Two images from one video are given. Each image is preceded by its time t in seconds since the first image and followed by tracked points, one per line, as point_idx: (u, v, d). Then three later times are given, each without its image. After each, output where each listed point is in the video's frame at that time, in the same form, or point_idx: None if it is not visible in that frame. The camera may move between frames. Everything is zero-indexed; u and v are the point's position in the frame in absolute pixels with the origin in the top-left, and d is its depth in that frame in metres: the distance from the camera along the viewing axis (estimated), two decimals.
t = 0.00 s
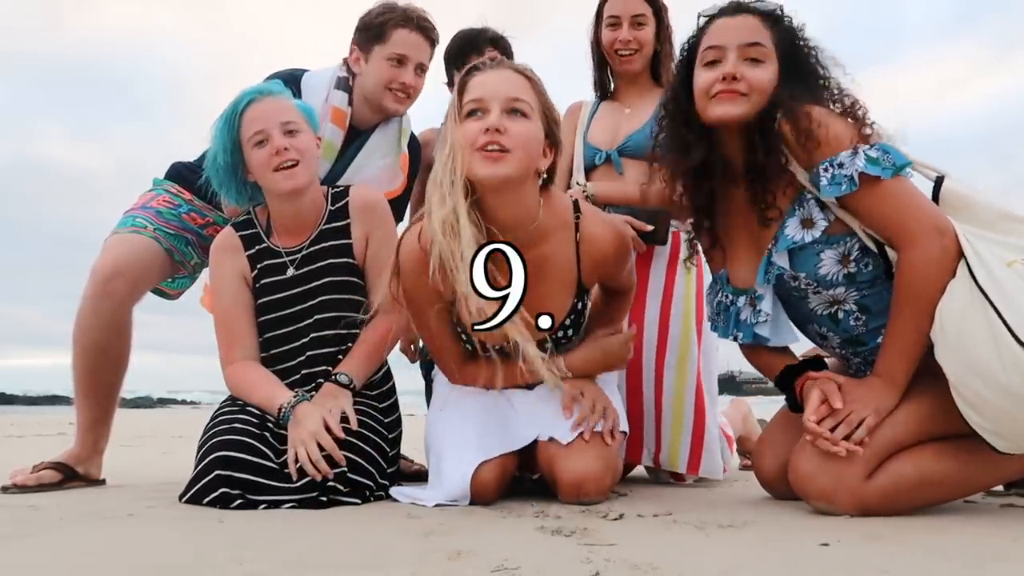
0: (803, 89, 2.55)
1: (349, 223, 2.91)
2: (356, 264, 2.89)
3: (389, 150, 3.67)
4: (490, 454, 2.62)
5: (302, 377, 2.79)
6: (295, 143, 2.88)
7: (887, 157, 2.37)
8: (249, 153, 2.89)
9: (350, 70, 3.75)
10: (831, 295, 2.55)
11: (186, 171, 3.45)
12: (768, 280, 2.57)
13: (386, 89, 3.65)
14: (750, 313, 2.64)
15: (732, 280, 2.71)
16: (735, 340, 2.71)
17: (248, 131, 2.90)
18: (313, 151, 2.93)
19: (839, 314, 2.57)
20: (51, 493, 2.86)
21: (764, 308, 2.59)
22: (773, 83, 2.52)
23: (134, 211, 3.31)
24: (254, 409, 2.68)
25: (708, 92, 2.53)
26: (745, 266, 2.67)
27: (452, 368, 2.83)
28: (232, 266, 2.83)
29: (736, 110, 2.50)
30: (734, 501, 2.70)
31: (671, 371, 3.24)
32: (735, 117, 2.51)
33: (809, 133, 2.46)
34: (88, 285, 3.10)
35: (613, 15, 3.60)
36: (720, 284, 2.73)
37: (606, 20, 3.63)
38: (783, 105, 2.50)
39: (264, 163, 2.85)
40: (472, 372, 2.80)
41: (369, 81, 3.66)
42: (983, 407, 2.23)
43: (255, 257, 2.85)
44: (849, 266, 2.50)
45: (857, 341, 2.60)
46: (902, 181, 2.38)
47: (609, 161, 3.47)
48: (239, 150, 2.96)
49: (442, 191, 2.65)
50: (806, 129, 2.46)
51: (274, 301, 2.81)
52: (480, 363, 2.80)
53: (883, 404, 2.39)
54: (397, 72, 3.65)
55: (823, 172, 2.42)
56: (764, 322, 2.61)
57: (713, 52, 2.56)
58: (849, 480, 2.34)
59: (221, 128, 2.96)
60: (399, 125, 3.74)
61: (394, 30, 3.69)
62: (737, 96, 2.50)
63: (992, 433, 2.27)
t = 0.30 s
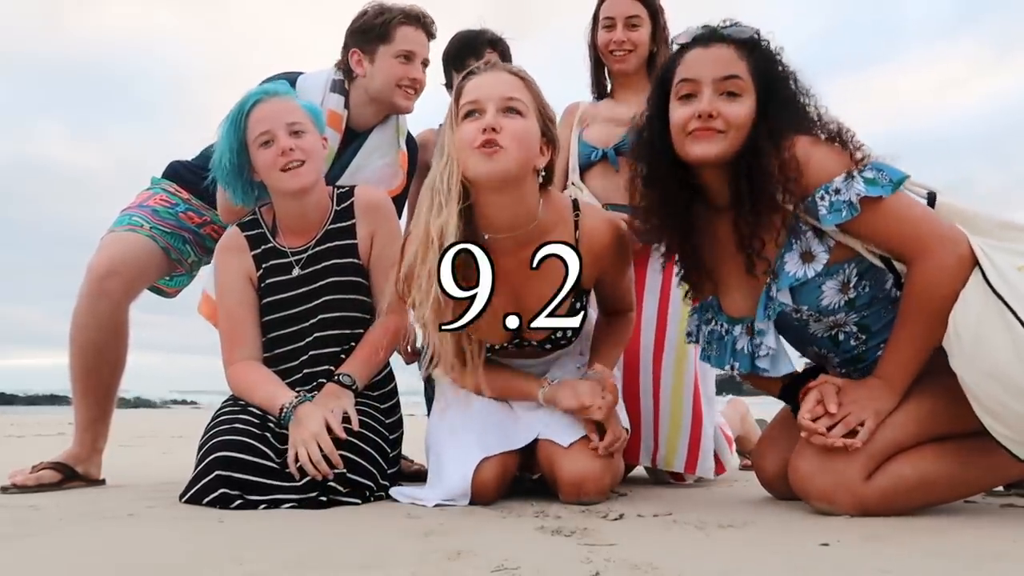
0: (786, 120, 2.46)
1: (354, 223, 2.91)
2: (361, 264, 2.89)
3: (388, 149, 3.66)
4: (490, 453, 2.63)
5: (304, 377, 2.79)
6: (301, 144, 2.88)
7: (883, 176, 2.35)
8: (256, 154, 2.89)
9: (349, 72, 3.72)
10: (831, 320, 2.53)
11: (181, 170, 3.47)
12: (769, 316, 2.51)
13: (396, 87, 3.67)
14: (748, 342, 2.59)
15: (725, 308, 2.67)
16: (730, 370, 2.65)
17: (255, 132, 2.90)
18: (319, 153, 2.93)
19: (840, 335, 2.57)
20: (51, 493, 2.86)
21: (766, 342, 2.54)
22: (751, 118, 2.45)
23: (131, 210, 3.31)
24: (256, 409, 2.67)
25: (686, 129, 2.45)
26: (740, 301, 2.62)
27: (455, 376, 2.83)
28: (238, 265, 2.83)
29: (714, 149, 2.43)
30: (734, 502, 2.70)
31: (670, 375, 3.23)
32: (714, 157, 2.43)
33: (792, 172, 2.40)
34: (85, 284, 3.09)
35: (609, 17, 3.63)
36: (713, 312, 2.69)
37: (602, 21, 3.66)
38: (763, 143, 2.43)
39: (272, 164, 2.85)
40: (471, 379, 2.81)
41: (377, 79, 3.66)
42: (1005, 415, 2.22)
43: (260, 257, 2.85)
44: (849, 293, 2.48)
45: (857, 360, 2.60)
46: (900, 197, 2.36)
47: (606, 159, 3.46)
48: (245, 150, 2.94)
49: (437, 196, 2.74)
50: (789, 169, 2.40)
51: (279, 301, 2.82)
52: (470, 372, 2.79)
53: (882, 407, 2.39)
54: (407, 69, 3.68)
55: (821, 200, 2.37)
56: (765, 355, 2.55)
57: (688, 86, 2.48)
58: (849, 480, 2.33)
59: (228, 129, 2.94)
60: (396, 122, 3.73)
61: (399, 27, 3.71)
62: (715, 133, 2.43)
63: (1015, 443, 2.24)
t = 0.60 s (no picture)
0: (770, 152, 2.45)
1: (355, 224, 2.91)
2: (363, 265, 2.89)
3: (384, 149, 3.69)
4: (491, 454, 2.62)
5: (303, 377, 2.79)
6: (305, 144, 2.88)
7: (873, 193, 2.34)
8: (260, 153, 2.90)
9: (345, 75, 3.69)
10: (829, 341, 2.53)
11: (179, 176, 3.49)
12: (762, 342, 2.52)
13: (392, 90, 3.66)
14: (745, 364, 2.58)
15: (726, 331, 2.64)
16: (729, 392, 2.67)
17: (259, 130, 2.90)
18: (323, 153, 2.93)
19: (838, 353, 2.57)
20: (51, 493, 2.86)
21: (761, 366, 2.54)
22: (739, 151, 2.44)
23: (128, 212, 3.32)
24: (256, 409, 2.67)
25: (673, 165, 2.45)
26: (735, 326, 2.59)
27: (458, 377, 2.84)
28: (240, 265, 2.83)
29: (701, 187, 2.43)
30: (734, 502, 2.71)
31: (672, 381, 3.22)
32: (701, 194, 2.44)
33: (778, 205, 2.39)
34: (80, 283, 3.09)
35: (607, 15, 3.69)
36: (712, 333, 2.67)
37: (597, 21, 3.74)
38: (748, 177, 2.42)
39: (275, 163, 2.85)
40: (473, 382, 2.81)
41: (373, 83, 3.64)
42: (1014, 421, 2.21)
43: (261, 257, 2.84)
44: (845, 314, 2.48)
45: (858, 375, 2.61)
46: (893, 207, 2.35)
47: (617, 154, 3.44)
48: (249, 150, 2.94)
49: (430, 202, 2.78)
50: (773, 203, 2.39)
51: (280, 301, 2.81)
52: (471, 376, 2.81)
53: (884, 408, 2.39)
54: (402, 72, 3.67)
55: (813, 224, 2.34)
56: (758, 378, 2.56)
57: (672, 121, 2.48)
58: (849, 481, 2.33)
59: (231, 128, 2.94)
60: (393, 125, 3.75)
61: (395, 31, 3.71)
62: (702, 171, 2.43)
63: None
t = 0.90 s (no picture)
0: (767, 156, 2.43)
1: (354, 224, 2.91)
2: (362, 265, 2.89)
3: (380, 147, 3.69)
4: (491, 454, 2.62)
5: (303, 377, 2.79)
6: (304, 144, 2.88)
7: (868, 194, 2.35)
8: (259, 153, 2.89)
9: (341, 73, 3.72)
10: (828, 342, 2.54)
11: (178, 177, 3.50)
12: (761, 343, 2.53)
13: (379, 88, 3.65)
14: (745, 367, 2.60)
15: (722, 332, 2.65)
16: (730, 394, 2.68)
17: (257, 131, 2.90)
18: (321, 153, 2.93)
19: (837, 354, 2.58)
20: (51, 493, 2.86)
21: (761, 368, 2.55)
22: (736, 155, 2.44)
23: (127, 212, 3.32)
24: (255, 409, 2.68)
25: (671, 171, 2.44)
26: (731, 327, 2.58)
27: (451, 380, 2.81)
28: (240, 265, 2.82)
29: (698, 192, 2.43)
30: (734, 502, 2.71)
31: (676, 383, 3.22)
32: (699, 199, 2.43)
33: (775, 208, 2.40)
34: (78, 282, 3.09)
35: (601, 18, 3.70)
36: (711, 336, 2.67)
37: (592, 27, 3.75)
38: (744, 181, 2.41)
39: (274, 163, 2.85)
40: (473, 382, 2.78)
41: (361, 81, 3.64)
42: (1013, 420, 2.20)
43: (261, 257, 2.84)
44: (843, 315, 2.49)
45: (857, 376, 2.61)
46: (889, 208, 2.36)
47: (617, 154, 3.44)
48: (248, 150, 2.94)
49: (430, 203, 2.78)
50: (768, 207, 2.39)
51: (281, 300, 2.81)
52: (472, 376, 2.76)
53: (882, 408, 2.39)
54: (390, 71, 3.65)
55: (810, 226, 2.36)
56: (757, 380, 2.58)
57: (669, 127, 2.47)
58: (849, 480, 2.33)
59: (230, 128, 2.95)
60: (391, 123, 3.74)
61: (386, 29, 3.70)
62: (700, 177, 2.42)
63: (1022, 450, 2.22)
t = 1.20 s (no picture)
0: (757, 132, 2.46)
1: (349, 223, 2.91)
2: (356, 264, 2.89)
3: (390, 163, 3.70)
4: (492, 452, 2.63)
5: (303, 378, 2.79)
6: (312, 144, 2.92)
7: (884, 181, 2.34)
8: (267, 151, 2.88)
9: (353, 90, 3.71)
10: (837, 323, 2.54)
11: (179, 182, 3.50)
12: (773, 321, 2.51)
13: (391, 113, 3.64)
14: (754, 347, 2.54)
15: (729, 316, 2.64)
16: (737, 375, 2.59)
17: (263, 131, 2.89)
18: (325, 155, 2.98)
19: (845, 337, 2.57)
20: (51, 493, 2.86)
21: (770, 345, 2.50)
22: (706, 116, 2.48)
23: (130, 216, 3.32)
24: (255, 409, 2.68)
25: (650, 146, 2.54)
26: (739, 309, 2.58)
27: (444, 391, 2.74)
28: (237, 267, 2.83)
29: (677, 167, 2.49)
30: (735, 502, 2.70)
31: (682, 382, 3.24)
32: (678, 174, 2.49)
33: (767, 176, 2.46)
34: (82, 284, 3.09)
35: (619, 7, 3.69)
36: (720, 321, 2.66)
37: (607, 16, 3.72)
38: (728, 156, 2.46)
39: (276, 163, 2.85)
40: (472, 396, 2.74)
41: (375, 104, 3.64)
42: (1009, 420, 2.20)
43: (258, 258, 2.84)
44: (853, 294, 2.48)
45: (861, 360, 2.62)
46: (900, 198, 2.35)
47: (624, 159, 3.47)
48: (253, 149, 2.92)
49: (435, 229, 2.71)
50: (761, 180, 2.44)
51: (280, 301, 2.81)
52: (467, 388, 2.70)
53: (880, 408, 2.39)
54: (406, 95, 3.65)
55: (823, 204, 2.37)
56: (768, 358, 2.51)
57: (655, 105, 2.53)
58: (849, 481, 2.33)
59: (228, 124, 2.93)
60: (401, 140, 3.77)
61: (404, 54, 3.70)
62: (668, 151, 2.50)
63: (1017, 449, 2.23)
